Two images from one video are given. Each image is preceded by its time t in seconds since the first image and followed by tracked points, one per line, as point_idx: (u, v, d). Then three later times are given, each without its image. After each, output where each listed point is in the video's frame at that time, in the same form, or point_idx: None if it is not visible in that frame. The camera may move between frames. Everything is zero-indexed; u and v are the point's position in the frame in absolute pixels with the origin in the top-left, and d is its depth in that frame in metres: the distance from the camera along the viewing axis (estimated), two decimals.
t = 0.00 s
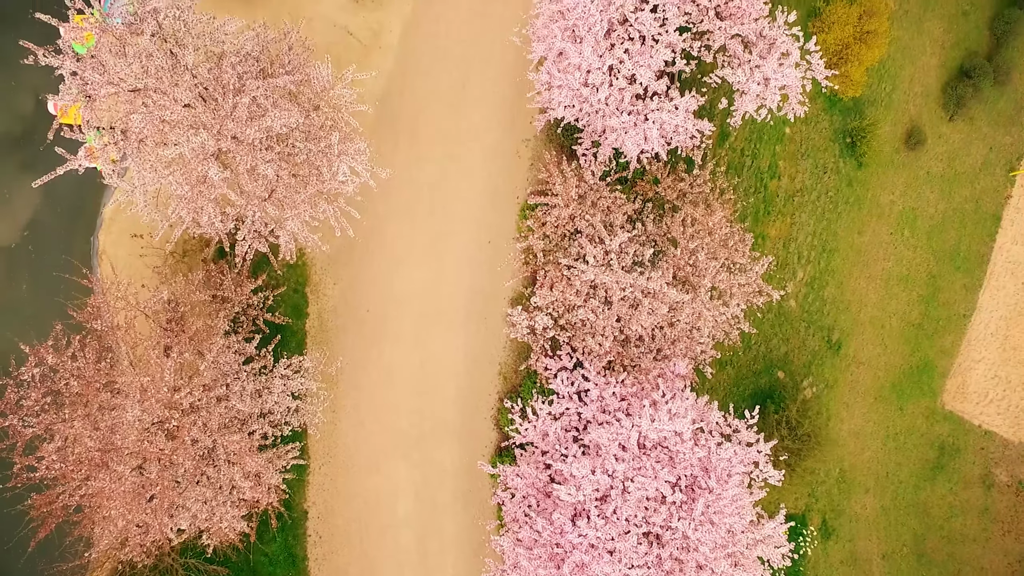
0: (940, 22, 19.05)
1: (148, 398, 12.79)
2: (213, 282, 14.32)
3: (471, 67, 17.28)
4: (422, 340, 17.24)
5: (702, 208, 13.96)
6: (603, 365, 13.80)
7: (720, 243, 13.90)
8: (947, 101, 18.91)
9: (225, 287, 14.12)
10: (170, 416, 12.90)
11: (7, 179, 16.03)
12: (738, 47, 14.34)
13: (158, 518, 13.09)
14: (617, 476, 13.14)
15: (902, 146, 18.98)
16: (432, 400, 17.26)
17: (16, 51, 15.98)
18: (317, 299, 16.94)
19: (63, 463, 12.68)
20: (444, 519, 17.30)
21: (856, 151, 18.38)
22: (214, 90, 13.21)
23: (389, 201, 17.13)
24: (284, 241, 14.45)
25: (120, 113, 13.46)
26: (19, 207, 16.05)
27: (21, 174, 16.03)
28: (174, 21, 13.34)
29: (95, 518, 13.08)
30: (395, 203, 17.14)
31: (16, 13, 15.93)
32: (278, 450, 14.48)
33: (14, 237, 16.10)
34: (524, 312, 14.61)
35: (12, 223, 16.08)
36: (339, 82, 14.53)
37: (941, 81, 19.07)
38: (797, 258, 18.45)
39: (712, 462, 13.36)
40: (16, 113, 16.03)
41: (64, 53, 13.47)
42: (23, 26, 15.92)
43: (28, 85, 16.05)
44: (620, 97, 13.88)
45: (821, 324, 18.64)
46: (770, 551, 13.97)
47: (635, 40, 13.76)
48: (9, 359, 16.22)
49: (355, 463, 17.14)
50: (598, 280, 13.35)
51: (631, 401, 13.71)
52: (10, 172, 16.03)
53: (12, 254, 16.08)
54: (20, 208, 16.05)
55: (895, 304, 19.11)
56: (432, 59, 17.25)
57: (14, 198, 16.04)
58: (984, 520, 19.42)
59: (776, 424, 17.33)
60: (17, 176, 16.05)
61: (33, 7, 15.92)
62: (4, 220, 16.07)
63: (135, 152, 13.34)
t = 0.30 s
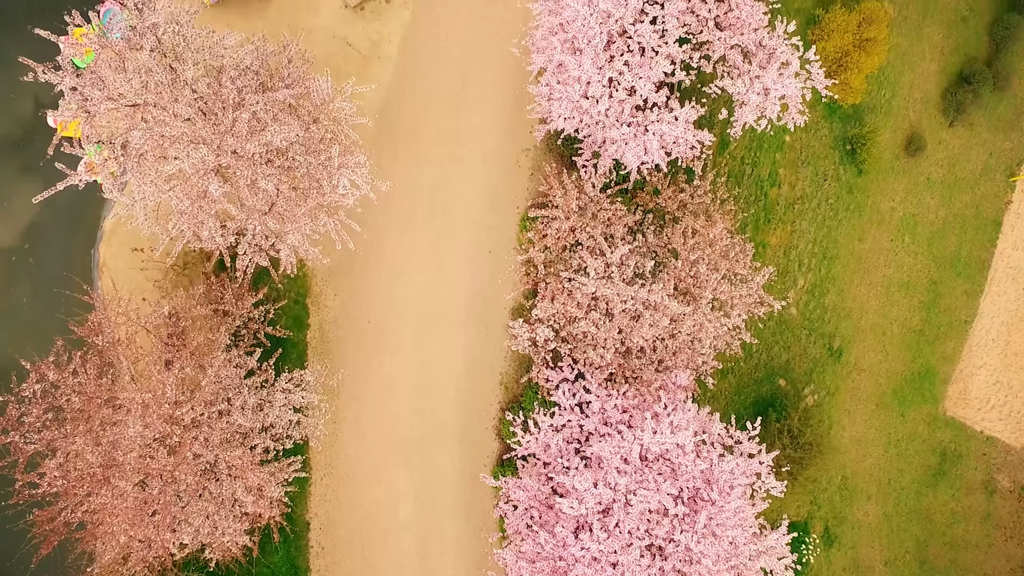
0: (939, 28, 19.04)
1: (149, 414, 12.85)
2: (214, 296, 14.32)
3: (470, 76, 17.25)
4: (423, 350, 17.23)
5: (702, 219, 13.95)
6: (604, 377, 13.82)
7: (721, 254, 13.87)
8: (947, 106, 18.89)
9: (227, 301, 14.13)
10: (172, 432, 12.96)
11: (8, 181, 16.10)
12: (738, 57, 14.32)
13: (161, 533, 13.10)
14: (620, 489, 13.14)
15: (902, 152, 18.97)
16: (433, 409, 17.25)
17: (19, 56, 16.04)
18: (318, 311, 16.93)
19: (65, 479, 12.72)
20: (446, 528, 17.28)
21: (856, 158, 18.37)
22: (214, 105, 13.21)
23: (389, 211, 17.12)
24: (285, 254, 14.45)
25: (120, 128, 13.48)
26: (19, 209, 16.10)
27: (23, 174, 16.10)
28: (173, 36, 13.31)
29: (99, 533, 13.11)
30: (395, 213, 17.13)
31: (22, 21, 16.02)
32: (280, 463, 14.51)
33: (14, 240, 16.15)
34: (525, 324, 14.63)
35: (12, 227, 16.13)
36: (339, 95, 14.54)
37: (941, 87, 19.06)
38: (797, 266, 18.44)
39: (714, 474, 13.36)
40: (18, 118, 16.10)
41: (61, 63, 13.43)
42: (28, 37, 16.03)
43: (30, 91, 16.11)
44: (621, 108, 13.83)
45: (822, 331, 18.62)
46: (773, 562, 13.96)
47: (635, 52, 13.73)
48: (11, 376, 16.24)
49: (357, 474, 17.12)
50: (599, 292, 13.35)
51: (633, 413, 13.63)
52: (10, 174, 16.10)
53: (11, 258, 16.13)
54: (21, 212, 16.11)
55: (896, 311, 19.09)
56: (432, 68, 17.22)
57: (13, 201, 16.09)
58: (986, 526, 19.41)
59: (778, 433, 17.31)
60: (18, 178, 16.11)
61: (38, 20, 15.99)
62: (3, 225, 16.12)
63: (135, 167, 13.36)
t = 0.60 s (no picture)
0: (938, 33, 19.02)
1: (151, 430, 12.83)
2: (215, 310, 14.31)
3: (470, 86, 17.25)
4: (424, 360, 17.21)
5: (703, 230, 13.94)
6: (606, 390, 13.80)
7: (722, 265, 13.85)
8: (947, 112, 18.87)
9: (227, 315, 14.11)
10: (173, 448, 12.95)
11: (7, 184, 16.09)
12: (738, 68, 14.30)
13: (163, 549, 13.09)
14: (622, 502, 13.12)
15: (902, 158, 18.96)
16: (435, 420, 17.23)
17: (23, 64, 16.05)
18: (319, 322, 16.91)
19: (67, 496, 12.72)
20: (448, 539, 17.25)
21: (856, 165, 18.35)
22: (213, 120, 13.17)
23: (389, 222, 17.10)
24: (285, 268, 14.43)
25: (119, 144, 13.47)
26: (17, 211, 16.11)
27: (22, 178, 16.09)
28: (172, 52, 13.29)
29: (101, 550, 13.10)
30: (395, 223, 17.11)
31: (25, 28, 16.03)
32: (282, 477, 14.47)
33: (13, 242, 16.17)
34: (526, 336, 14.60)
35: (11, 230, 16.13)
36: (338, 108, 14.52)
37: (940, 92, 19.05)
38: (798, 273, 18.42)
39: (717, 486, 13.37)
40: (20, 123, 16.09)
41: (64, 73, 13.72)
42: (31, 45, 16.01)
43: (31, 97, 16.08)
44: (620, 120, 13.85)
45: (823, 338, 18.61)
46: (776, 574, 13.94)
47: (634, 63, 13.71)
48: (12, 393, 16.23)
49: (359, 485, 17.10)
50: (600, 305, 13.33)
51: (635, 426, 13.65)
52: (10, 178, 16.09)
53: (10, 260, 16.14)
54: (20, 216, 16.12)
55: (897, 317, 19.08)
56: (431, 78, 17.23)
57: (11, 203, 16.10)
58: (989, 531, 19.39)
59: (780, 442, 17.28)
60: (16, 182, 16.11)
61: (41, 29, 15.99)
62: (3, 228, 16.12)
63: (135, 182, 13.34)
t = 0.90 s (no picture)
0: (936, 38, 19.01)
1: (153, 447, 12.84)
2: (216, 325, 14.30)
3: (469, 97, 17.29)
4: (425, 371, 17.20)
5: (703, 241, 13.93)
6: (608, 402, 13.78)
7: (723, 275, 13.85)
8: (946, 117, 18.86)
9: (228, 330, 14.10)
10: (175, 465, 12.95)
11: (4, 190, 16.11)
12: (737, 78, 14.29)
13: (166, 566, 13.09)
14: (625, 515, 13.11)
15: (902, 164, 18.94)
16: (437, 431, 17.22)
17: (23, 72, 16.16)
18: (320, 334, 16.90)
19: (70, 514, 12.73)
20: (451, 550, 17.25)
21: (855, 171, 18.35)
22: (212, 136, 13.17)
23: (390, 233, 17.10)
24: (285, 282, 14.43)
25: (119, 161, 13.48)
26: (17, 216, 16.13)
27: (18, 184, 16.12)
28: (170, 68, 13.24)
29: (104, 567, 13.11)
30: (395, 234, 17.11)
31: (25, 37, 16.14)
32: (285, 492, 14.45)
33: (13, 247, 16.12)
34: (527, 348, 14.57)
35: (11, 235, 16.10)
36: (337, 122, 14.53)
37: (939, 98, 19.04)
38: (799, 280, 18.40)
39: (719, 498, 13.41)
40: (17, 130, 16.14)
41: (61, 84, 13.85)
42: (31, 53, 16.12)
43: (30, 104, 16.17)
44: (620, 132, 13.85)
45: (824, 345, 18.60)
46: None
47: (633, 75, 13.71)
48: (12, 412, 16.22)
49: (361, 497, 17.10)
50: (601, 318, 13.31)
51: (637, 438, 13.65)
52: (6, 184, 16.11)
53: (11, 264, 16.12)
54: (20, 222, 16.12)
55: (898, 323, 19.06)
56: (430, 90, 17.26)
57: (10, 212, 16.12)
58: (992, 536, 19.38)
59: (782, 450, 17.27)
60: (15, 188, 16.12)
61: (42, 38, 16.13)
62: (3, 233, 16.10)
63: (134, 199, 13.35)
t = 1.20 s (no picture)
0: (935, 43, 19.00)
1: (155, 464, 12.83)
2: (217, 340, 14.28)
3: (468, 107, 17.30)
4: (427, 381, 17.19)
5: (704, 252, 13.93)
6: (609, 414, 13.75)
7: (723, 286, 13.84)
8: (945, 122, 18.86)
9: (229, 345, 14.08)
10: (177, 482, 12.94)
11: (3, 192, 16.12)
12: (736, 88, 14.27)
13: None
14: (627, 528, 13.14)
15: (901, 169, 18.94)
16: (438, 441, 17.20)
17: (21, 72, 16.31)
18: (321, 345, 16.88)
19: (72, 531, 12.75)
20: (454, 560, 17.24)
21: (855, 177, 18.35)
22: (212, 152, 13.18)
23: (390, 243, 17.08)
24: (286, 297, 14.43)
25: (118, 178, 13.48)
26: (15, 227, 16.14)
27: (18, 188, 16.14)
28: (169, 84, 13.26)
29: None
30: (396, 245, 17.10)
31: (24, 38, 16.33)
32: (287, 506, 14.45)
33: (13, 249, 16.13)
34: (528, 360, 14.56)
35: (11, 238, 16.12)
36: (336, 135, 14.56)
37: (939, 102, 19.03)
38: (799, 286, 18.39)
39: (722, 509, 13.44)
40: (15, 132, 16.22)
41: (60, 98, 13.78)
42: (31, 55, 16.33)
43: (29, 104, 16.31)
44: (619, 143, 13.85)
45: (826, 351, 18.59)
46: None
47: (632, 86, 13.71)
48: (14, 430, 16.21)
49: (364, 507, 17.08)
50: (602, 330, 13.29)
51: (639, 450, 13.65)
52: (6, 188, 16.13)
53: (11, 267, 16.10)
54: (20, 223, 16.14)
55: (899, 328, 19.05)
56: (430, 100, 17.27)
57: (5, 229, 16.12)
58: (994, 541, 19.37)
59: (784, 458, 17.26)
60: (15, 191, 16.15)
61: (41, 40, 16.33)
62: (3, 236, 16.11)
63: (134, 215, 13.35)
